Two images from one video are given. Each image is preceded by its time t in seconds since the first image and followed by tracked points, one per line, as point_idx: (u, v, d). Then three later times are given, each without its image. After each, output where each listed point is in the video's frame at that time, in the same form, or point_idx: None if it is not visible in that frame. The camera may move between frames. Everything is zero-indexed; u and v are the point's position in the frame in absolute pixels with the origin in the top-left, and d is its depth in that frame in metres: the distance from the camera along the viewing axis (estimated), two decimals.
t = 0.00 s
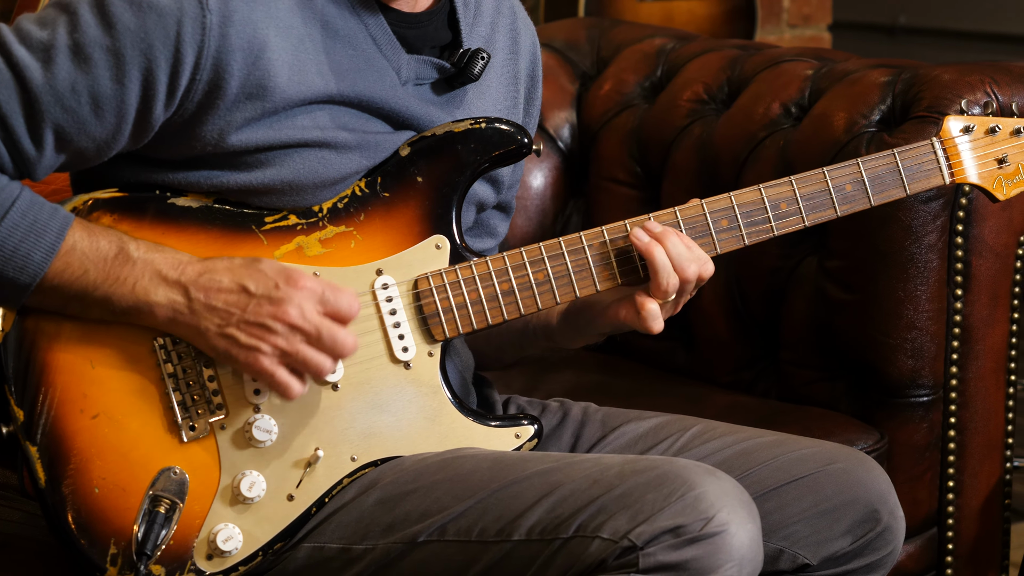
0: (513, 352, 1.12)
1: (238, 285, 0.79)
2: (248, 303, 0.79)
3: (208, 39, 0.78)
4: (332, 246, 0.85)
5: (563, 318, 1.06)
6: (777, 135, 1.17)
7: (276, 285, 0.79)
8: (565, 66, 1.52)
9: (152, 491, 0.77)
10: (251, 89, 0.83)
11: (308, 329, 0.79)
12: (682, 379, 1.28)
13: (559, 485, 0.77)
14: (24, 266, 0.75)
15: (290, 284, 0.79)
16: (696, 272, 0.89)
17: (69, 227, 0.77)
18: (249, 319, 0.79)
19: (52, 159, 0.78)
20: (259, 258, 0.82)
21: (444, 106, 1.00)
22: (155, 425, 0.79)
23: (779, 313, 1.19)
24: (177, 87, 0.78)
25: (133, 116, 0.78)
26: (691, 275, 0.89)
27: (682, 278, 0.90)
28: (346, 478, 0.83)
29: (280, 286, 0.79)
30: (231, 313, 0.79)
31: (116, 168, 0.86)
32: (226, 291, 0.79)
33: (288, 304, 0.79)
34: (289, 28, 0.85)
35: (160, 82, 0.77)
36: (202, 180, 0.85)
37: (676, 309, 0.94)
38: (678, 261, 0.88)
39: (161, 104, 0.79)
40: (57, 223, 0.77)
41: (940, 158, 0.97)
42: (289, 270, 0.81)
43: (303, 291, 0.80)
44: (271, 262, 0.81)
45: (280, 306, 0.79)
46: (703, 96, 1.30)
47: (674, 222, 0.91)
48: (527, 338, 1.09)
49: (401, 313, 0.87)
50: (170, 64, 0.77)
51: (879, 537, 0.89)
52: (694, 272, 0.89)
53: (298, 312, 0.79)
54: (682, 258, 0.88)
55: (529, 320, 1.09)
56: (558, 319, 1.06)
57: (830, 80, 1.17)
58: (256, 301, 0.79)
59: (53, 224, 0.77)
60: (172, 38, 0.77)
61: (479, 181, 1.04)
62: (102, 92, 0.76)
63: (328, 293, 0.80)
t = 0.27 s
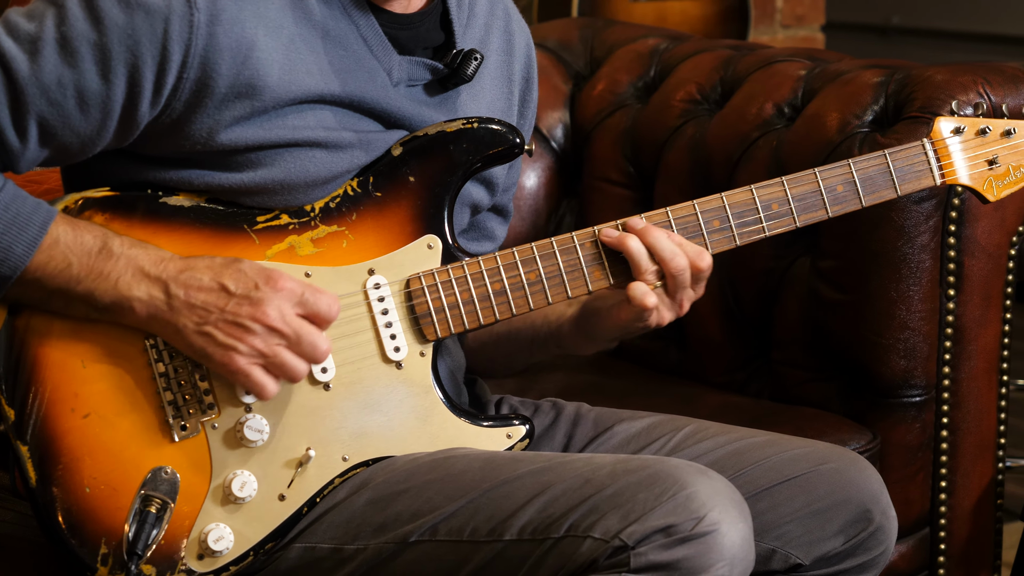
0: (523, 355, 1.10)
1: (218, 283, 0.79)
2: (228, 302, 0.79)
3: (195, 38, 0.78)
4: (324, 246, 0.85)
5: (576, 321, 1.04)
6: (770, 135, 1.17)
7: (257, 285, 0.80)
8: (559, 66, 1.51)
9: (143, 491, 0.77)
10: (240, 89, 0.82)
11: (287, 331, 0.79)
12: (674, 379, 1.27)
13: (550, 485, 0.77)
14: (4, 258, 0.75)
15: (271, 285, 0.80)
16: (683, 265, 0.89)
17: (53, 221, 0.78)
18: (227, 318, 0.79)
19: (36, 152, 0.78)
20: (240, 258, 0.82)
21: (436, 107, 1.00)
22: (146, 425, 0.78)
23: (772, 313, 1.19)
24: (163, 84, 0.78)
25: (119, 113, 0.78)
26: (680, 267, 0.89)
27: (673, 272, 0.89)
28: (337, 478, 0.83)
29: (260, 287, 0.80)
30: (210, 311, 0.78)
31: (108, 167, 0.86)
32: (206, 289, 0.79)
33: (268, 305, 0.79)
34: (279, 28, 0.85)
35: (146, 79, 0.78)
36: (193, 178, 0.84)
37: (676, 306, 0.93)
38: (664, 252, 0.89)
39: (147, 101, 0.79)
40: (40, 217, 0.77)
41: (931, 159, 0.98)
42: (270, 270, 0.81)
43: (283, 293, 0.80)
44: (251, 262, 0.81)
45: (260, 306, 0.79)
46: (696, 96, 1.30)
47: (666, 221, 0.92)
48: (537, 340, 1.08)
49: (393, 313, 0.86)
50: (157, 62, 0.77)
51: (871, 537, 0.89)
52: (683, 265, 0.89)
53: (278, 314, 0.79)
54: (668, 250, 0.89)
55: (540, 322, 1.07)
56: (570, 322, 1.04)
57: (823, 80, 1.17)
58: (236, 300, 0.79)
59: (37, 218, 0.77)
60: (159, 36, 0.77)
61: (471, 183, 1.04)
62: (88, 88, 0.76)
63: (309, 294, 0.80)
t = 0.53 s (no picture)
0: (549, 366, 1.05)
1: (191, 296, 0.79)
2: (198, 316, 0.79)
3: (180, 33, 0.79)
4: (307, 247, 0.85)
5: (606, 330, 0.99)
6: (759, 137, 1.17)
7: (229, 305, 0.79)
8: (548, 67, 1.51)
9: (126, 493, 0.77)
10: (224, 86, 0.83)
11: (250, 355, 0.79)
12: (663, 380, 1.27)
13: (539, 487, 0.77)
14: None
15: (243, 307, 0.79)
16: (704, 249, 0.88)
17: (31, 215, 0.78)
18: (195, 333, 0.78)
19: (18, 145, 0.79)
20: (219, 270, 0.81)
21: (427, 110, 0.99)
22: (128, 427, 0.78)
23: (760, 315, 1.19)
24: (146, 79, 0.79)
25: (102, 107, 0.79)
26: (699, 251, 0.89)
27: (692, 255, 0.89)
28: (322, 479, 0.83)
29: (232, 307, 0.79)
30: (180, 322, 0.78)
31: (91, 164, 0.86)
32: (178, 300, 0.79)
33: (236, 325, 0.79)
34: (265, 27, 0.86)
35: (129, 73, 0.78)
36: (176, 176, 0.85)
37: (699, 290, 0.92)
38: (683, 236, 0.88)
39: (130, 96, 0.79)
40: (20, 211, 0.77)
41: (921, 154, 0.97)
42: (246, 290, 0.80)
43: (254, 318, 0.79)
44: (232, 279, 0.81)
45: (229, 326, 0.79)
46: (685, 98, 1.30)
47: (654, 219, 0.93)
48: (564, 349, 1.03)
49: (377, 313, 0.86)
50: (141, 57, 0.78)
51: (860, 539, 0.89)
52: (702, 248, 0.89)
53: (245, 337, 0.79)
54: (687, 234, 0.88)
55: (569, 331, 1.03)
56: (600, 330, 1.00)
57: (813, 82, 1.17)
58: (205, 317, 0.79)
59: (16, 212, 0.77)
60: (144, 30, 0.78)
61: (463, 186, 1.04)
62: (72, 81, 0.77)
63: (280, 324, 0.80)
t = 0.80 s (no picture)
0: (536, 372, 1.04)
1: (176, 294, 0.79)
2: (187, 315, 0.79)
3: (170, 37, 0.79)
4: (296, 250, 0.85)
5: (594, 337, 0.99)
6: (747, 141, 1.17)
7: (215, 298, 0.79)
8: (537, 71, 1.52)
9: (114, 496, 0.77)
10: (214, 90, 0.83)
11: (245, 344, 0.79)
12: (651, 384, 1.27)
13: (527, 489, 0.77)
14: None
15: (229, 298, 0.79)
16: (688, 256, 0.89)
17: (19, 220, 0.78)
18: (187, 331, 0.79)
19: (7, 147, 0.79)
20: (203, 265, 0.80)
21: (417, 112, 0.99)
22: (116, 430, 0.78)
23: (748, 318, 1.19)
24: (136, 83, 0.79)
25: (91, 110, 0.79)
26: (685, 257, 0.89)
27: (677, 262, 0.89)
28: (310, 482, 0.83)
29: (219, 300, 0.79)
30: (171, 322, 0.79)
31: (80, 166, 0.86)
32: (165, 301, 0.79)
33: (226, 318, 0.79)
34: (256, 31, 0.86)
35: (118, 77, 0.78)
36: (165, 179, 0.85)
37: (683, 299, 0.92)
38: (671, 242, 0.88)
39: (120, 99, 0.79)
40: (7, 216, 0.78)
41: (909, 156, 0.97)
42: (230, 279, 0.80)
43: (242, 307, 0.79)
44: (215, 269, 0.80)
45: (219, 320, 0.79)
46: (674, 101, 1.31)
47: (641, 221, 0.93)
48: (552, 357, 1.03)
49: (366, 316, 0.86)
50: (130, 60, 0.78)
51: (849, 542, 0.89)
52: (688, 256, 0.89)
53: (237, 328, 0.79)
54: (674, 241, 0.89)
55: (558, 339, 1.03)
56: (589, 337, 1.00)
57: (801, 86, 1.17)
58: (194, 313, 0.79)
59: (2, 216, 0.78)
60: (133, 35, 0.78)
61: (452, 188, 1.04)
62: (60, 83, 0.77)
63: (268, 309, 0.80)
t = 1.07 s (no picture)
0: (521, 372, 1.06)
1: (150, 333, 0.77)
2: (153, 357, 0.77)
3: (163, 36, 0.79)
4: (292, 252, 0.85)
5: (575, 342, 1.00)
6: (740, 143, 1.17)
7: (184, 357, 0.77)
8: (531, 72, 1.52)
9: (108, 497, 0.77)
10: (208, 89, 0.83)
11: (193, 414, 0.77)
12: (644, 386, 1.27)
13: (521, 492, 0.77)
14: None
15: (196, 365, 0.77)
16: (661, 264, 0.90)
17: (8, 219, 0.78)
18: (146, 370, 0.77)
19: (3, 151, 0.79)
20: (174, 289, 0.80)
21: (412, 112, 0.99)
22: (109, 431, 0.78)
23: (741, 320, 1.19)
24: (130, 82, 0.79)
25: (86, 110, 0.79)
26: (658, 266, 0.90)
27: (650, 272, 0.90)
28: (304, 484, 0.83)
29: (186, 360, 0.77)
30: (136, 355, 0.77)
31: (76, 167, 0.86)
32: (138, 332, 0.77)
33: (185, 381, 0.77)
34: (250, 30, 0.86)
35: (112, 76, 0.78)
36: (160, 180, 0.85)
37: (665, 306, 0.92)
38: (642, 253, 0.90)
39: (113, 99, 0.79)
40: None
41: (906, 165, 0.97)
42: (206, 346, 0.78)
43: (204, 379, 0.77)
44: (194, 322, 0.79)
45: (178, 379, 0.77)
46: (667, 103, 1.31)
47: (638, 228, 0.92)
48: (535, 358, 1.04)
49: (361, 318, 0.86)
50: (123, 59, 0.78)
51: (842, 544, 0.89)
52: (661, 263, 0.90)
53: (193, 393, 0.77)
54: (645, 250, 0.90)
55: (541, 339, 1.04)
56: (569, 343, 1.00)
57: (794, 88, 1.17)
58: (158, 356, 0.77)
59: None
60: (126, 34, 0.78)
61: (446, 190, 1.04)
62: (53, 83, 0.77)
63: (225, 393, 0.77)
